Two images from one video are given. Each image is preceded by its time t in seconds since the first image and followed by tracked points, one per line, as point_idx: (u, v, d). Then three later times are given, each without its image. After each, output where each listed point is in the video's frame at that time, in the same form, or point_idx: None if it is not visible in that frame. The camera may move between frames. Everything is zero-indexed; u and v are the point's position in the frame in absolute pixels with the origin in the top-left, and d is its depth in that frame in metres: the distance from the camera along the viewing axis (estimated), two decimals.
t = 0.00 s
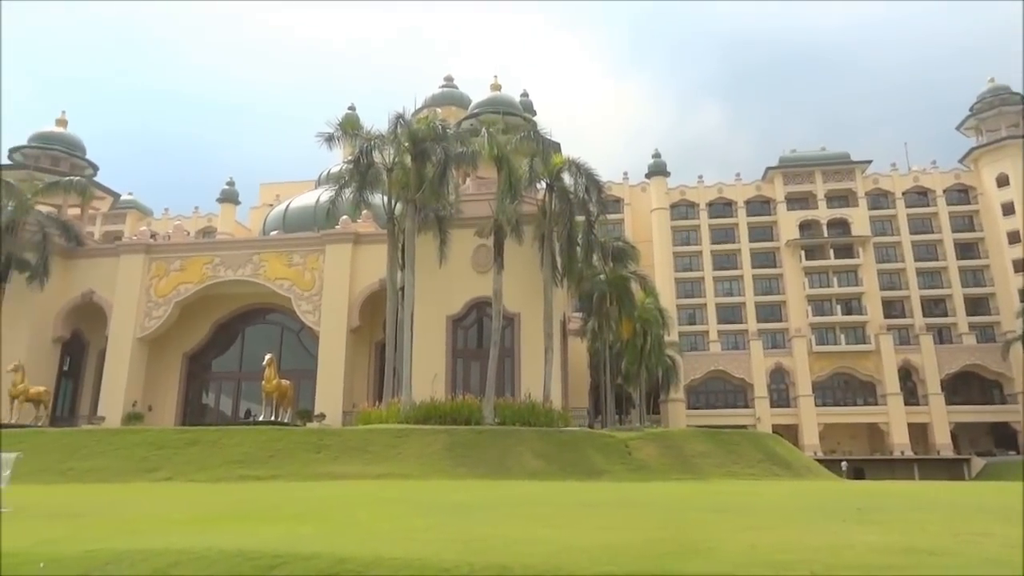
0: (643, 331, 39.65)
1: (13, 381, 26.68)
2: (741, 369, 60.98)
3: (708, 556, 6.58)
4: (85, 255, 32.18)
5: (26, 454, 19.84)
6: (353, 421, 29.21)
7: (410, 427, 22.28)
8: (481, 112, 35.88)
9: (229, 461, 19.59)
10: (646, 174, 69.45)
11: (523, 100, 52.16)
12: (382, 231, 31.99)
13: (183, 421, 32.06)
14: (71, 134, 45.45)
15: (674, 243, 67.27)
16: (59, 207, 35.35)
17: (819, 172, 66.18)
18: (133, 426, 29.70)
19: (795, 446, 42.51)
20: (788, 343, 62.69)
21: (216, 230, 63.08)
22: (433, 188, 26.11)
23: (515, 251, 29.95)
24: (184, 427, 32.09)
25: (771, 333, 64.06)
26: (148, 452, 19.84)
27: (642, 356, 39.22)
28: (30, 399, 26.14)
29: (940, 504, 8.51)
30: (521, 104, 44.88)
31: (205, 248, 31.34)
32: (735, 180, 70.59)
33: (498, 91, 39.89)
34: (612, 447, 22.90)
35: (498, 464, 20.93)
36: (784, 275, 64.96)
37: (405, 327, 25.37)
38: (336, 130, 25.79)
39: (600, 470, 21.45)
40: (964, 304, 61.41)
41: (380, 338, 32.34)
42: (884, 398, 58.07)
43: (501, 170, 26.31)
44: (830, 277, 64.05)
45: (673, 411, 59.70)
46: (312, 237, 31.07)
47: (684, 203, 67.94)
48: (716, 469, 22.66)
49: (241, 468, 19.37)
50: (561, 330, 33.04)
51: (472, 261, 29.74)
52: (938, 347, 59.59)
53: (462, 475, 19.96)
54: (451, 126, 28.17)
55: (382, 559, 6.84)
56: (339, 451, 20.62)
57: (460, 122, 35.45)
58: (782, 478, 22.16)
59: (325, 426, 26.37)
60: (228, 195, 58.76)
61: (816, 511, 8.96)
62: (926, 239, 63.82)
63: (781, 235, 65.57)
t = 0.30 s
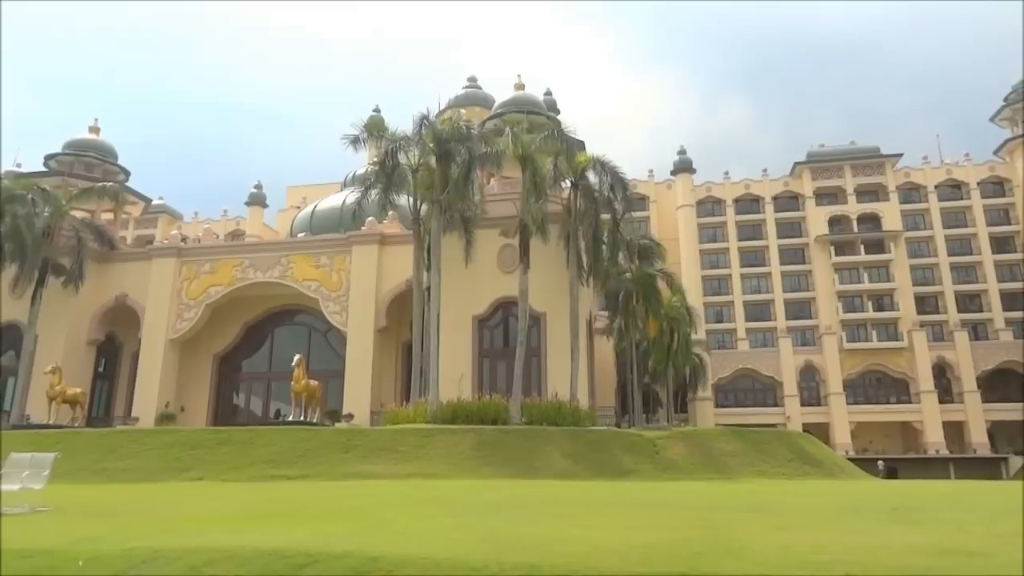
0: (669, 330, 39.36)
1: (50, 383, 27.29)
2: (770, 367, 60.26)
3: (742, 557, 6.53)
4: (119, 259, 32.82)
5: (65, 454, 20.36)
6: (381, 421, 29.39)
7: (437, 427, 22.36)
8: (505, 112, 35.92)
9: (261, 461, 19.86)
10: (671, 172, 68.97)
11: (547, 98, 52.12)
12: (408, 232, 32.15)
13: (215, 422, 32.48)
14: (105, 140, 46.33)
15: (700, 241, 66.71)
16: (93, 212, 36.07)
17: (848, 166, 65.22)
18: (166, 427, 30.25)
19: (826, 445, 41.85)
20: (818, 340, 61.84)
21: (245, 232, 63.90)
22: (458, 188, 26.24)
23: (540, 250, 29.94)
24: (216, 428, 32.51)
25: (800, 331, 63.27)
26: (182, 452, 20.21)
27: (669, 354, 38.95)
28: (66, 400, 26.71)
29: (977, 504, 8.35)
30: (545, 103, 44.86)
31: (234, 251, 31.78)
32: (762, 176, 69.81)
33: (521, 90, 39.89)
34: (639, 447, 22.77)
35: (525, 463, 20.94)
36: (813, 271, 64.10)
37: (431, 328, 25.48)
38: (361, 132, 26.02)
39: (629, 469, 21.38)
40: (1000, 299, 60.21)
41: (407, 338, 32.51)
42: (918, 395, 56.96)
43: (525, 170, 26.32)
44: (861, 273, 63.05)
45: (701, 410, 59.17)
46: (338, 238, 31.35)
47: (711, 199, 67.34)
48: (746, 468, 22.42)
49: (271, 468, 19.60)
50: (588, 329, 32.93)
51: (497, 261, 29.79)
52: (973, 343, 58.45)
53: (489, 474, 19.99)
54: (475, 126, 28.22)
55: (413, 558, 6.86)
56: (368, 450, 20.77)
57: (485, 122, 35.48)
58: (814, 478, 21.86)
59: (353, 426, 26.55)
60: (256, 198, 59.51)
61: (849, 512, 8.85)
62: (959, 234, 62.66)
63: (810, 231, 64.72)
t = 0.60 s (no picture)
0: (695, 328, 39.03)
1: (83, 383, 27.78)
2: (798, 365, 59.51)
3: (773, 556, 6.46)
4: (148, 260, 33.30)
5: (97, 453, 20.72)
6: (406, 420, 29.51)
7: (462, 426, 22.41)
8: (527, 111, 35.88)
9: (288, 459, 20.05)
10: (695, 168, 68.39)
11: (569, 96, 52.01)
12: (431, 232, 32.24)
13: (243, 421, 32.84)
14: (133, 145, 47.08)
15: (725, 238, 66.09)
16: (123, 215, 36.69)
17: (876, 161, 64.27)
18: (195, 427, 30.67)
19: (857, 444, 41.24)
20: (847, 338, 60.98)
21: (270, 234, 64.53)
22: (482, 187, 26.28)
23: (564, 248, 29.89)
24: (244, 427, 32.85)
25: (828, 329, 62.44)
26: (211, 451, 20.45)
27: (694, 353, 38.63)
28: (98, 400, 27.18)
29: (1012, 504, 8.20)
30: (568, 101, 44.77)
31: (260, 252, 32.14)
32: (788, 171, 68.98)
33: (544, 89, 39.84)
34: (665, 446, 22.63)
35: (550, 462, 20.91)
36: (841, 268, 63.22)
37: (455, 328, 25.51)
38: (385, 133, 26.16)
39: (655, 468, 21.25)
40: None
41: (431, 338, 32.59)
42: (950, 393, 55.95)
43: (549, 168, 26.29)
44: (890, 270, 62.06)
45: (727, 408, 58.59)
46: (362, 239, 31.56)
47: (736, 196, 66.67)
48: (774, 467, 22.20)
49: (298, 467, 19.77)
50: (612, 327, 32.76)
51: (520, 260, 29.78)
52: (1007, 340, 57.46)
53: (514, 473, 19.99)
54: (498, 125, 28.22)
55: (440, 556, 6.88)
56: (394, 449, 20.89)
57: (507, 121, 35.51)
58: (844, 477, 21.58)
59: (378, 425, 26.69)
60: (281, 200, 60.07)
61: (880, 511, 8.72)
62: (992, 228, 61.58)
63: (838, 227, 63.84)
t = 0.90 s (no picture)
0: (718, 325, 38.73)
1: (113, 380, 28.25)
2: (823, 362, 58.79)
3: (798, 556, 6.40)
4: (175, 259, 33.77)
5: (126, 449, 21.07)
6: (428, 417, 29.65)
7: (484, 423, 22.44)
8: (548, 108, 35.85)
9: (312, 456, 20.24)
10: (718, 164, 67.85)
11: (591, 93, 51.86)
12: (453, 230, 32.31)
13: (268, 418, 33.20)
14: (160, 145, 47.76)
15: (749, 234, 65.50)
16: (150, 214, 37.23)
17: (903, 155, 63.32)
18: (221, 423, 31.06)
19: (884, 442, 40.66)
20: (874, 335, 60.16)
21: (293, 233, 65.12)
22: (503, 185, 26.30)
23: (586, 246, 29.84)
24: (269, 424, 33.22)
25: (854, 325, 61.65)
26: (237, 447, 20.70)
27: (717, 350, 38.35)
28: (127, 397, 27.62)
29: None
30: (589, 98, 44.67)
31: (284, 251, 32.45)
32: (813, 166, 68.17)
33: (565, 86, 39.78)
34: (688, 444, 22.50)
35: (572, 460, 20.88)
36: (867, 264, 62.37)
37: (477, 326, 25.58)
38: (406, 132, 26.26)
39: (678, 466, 21.14)
40: None
41: (453, 335, 32.70)
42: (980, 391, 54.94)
43: (570, 165, 26.25)
44: (918, 266, 61.10)
45: (751, 406, 58.07)
46: (385, 237, 31.72)
47: (759, 192, 66.04)
48: (798, 466, 21.99)
49: (322, 463, 19.95)
50: (634, 325, 32.62)
51: (542, 258, 29.77)
52: None
53: (537, 470, 20.00)
54: (519, 122, 28.22)
55: (464, 552, 6.91)
56: (416, 447, 20.99)
57: (529, 119, 35.54)
58: (870, 476, 21.31)
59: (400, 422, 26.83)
60: (304, 199, 60.59)
61: (908, 511, 8.59)
62: None
63: (864, 223, 62.98)
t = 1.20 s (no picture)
0: (746, 324, 38.28)
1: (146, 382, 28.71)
2: (854, 362, 57.85)
3: (833, 558, 6.30)
4: (205, 262, 34.24)
5: (160, 450, 21.42)
6: (456, 418, 29.71)
7: (510, 424, 22.39)
8: (573, 108, 35.76)
9: (342, 457, 20.38)
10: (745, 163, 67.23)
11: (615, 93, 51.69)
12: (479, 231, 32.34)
13: (297, 419, 33.53)
14: (190, 151, 48.58)
15: (777, 232, 64.78)
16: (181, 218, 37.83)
17: (936, 151, 62.14)
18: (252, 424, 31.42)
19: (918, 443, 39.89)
20: (907, 334, 59.11)
21: (321, 236, 65.72)
22: (529, 186, 26.27)
23: (612, 246, 29.71)
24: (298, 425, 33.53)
25: (886, 325, 60.65)
26: (267, 448, 20.92)
27: (746, 350, 37.90)
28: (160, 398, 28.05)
29: None
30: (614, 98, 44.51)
31: (312, 253, 32.77)
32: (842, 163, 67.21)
33: (590, 86, 39.68)
34: (718, 445, 22.24)
35: (600, 461, 20.77)
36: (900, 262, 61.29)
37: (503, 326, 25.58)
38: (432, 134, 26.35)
39: (707, 467, 20.93)
40: None
41: (480, 336, 32.74)
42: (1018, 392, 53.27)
43: (595, 165, 26.15)
44: (953, 263, 59.84)
45: (781, 407, 57.34)
46: (411, 238, 31.89)
47: (788, 189, 65.30)
48: (830, 467, 21.64)
49: (351, 464, 20.09)
50: (661, 325, 32.38)
51: (568, 258, 29.69)
52: None
53: (565, 472, 19.94)
54: (544, 123, 28.16)
55: (494, 553, 6.90)
56: (444, 448, 21.04)
57: (553, 119, 35.49)
58: (905, 478, 20.89)
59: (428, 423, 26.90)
60: (331, 202, 61.17)
61: (946, 513, 8.41)
62: None
63: (895, 220, 61.92)
